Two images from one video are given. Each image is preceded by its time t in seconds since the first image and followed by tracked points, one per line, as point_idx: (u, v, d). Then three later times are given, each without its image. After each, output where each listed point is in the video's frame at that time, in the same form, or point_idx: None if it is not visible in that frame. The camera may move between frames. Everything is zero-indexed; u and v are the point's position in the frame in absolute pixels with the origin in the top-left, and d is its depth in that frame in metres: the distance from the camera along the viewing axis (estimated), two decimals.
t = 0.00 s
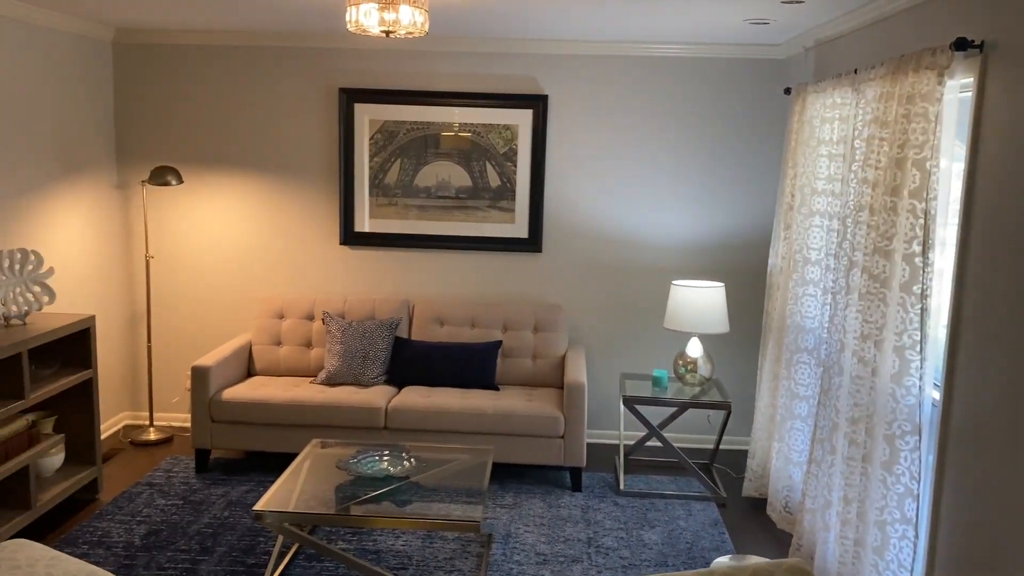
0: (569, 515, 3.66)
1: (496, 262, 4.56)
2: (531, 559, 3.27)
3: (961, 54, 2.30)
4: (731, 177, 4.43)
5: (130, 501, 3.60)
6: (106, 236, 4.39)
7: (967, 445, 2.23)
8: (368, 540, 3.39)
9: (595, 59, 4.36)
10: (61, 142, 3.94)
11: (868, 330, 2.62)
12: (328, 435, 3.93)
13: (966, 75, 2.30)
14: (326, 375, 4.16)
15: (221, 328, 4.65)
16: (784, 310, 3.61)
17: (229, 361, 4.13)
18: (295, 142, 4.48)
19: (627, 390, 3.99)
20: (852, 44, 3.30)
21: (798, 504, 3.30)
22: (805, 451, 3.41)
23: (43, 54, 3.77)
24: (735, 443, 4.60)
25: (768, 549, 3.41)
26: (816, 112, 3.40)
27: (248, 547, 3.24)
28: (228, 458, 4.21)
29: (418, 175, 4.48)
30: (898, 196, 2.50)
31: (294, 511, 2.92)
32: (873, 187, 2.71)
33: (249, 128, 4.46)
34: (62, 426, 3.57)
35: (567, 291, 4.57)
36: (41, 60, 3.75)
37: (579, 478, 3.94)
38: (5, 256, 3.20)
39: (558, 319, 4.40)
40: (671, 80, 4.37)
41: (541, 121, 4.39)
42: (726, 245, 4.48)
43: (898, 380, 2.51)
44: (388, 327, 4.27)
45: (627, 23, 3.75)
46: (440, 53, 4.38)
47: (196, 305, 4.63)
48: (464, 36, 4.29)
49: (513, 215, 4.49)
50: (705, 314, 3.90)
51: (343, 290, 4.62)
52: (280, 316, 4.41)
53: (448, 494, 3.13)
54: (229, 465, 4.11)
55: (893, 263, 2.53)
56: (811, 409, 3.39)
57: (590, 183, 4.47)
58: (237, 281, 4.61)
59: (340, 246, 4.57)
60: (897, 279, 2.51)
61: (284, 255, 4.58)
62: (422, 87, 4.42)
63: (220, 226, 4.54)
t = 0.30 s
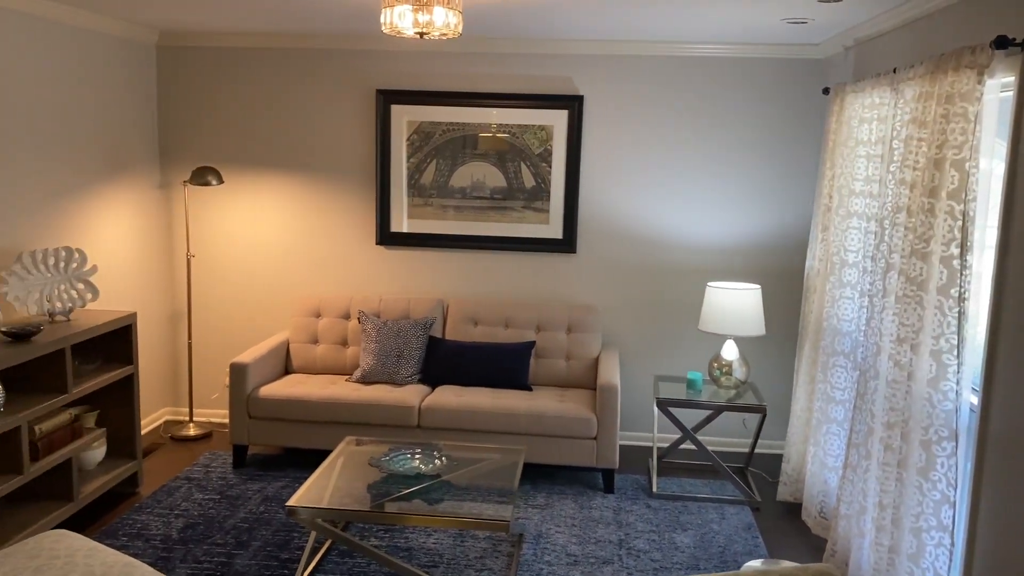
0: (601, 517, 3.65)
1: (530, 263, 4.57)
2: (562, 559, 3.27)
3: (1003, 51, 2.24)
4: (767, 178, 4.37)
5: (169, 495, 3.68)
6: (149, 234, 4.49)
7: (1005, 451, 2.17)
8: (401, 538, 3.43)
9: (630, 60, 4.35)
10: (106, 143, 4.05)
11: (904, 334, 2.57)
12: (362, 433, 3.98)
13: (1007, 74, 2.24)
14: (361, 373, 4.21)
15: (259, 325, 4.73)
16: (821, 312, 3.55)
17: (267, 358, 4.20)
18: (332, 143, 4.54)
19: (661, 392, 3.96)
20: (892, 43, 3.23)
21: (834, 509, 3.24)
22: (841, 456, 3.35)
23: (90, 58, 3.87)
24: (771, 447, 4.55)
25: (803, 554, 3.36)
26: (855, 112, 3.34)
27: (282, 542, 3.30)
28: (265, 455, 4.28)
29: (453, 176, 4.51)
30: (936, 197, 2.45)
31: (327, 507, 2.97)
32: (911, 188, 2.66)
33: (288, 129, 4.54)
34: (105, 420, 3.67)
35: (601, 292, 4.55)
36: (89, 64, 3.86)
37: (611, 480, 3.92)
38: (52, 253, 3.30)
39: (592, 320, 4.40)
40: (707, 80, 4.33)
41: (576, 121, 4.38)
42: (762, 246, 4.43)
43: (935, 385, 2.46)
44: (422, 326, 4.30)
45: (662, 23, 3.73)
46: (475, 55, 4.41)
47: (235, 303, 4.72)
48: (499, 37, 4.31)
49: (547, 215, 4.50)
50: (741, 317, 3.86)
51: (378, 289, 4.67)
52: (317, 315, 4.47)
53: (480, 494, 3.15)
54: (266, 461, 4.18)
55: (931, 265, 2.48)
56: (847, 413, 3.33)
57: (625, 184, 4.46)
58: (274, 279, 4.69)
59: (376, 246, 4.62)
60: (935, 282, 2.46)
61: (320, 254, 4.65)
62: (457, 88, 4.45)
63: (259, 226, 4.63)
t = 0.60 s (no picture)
0: (634, 518, 3.63)
1: (564, 263, 4.57)
2: (594, 560, 3.26)
3: None
4: (807, 178, 4.31)
5: (207, 489, 3.76)
6: (190, 232, 4.59)
7: None
8: (433, 535, 3.45)
9: (666, 60, 4.32)
10: (149, 144, 4.14)
11: (943, 337, 2.51)
12: (395, 430, 4.01)
13: None
14: (395, 371, 4.25)
15: (296, 323, 4.81)
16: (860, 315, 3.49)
17: (305, 355, 4.27)
18: (369, 143, 4.59)
19: (695, 394, 3.93)
20: (935, 40, 3.16)
21: (871, 514, 3.18)
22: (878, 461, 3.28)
23: (134, 61, 3.97)
24: (809, 451, 4.47)
25: (840, 560, 3.30)
26: (895, 111, 3.27)
27: (316, 537, 3.35)
28: (302, 451, 4.35)
29: (488, 176, 4.53)
30: (977, 198, 2.39)
31: (360, 503, 3.00)
32: (952, 188, 2.59)
33: (326, 130, 4.60)
34: (146, 415, 3.77)
35: (635, 292, 4.53)
36: (133, 67, 3.96)
37: (645, 482, 3.90)
38: (95, 251, 3.39)
39: (626, 320, 4.38)
40: (745, 79, 4.28)
41: (613, 121, 4.37)
42: (801, 248, 4.36)
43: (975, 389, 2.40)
44: (457, 326, 4.33)
45: (699, 21, 3.69)
46: (511, 55, 4.42)
47: (273, 301, 4.80)
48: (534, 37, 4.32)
49: (582, 215, 4.49)
50: (777, 319, 3.80)
51: (413, 288, 4.71)
52: (353, 313, 4.53)
53: (511, 493, 3.15)
54: (302, 457, 4.25)
55: (971, 267, 2.42)
56: (885, 418, 3.27)
57: (660, 184, 4.43)
58: (312, 278, 4.75)
59: (412, 245, 4.66)
60: (975, 284, 2.40)
61: (356, 253, 4.70)
62: (493, 88, 4.46)
63: (297, 225, 4.70)
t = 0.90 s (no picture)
0: (666, 520, 3.61)
1: (599, 263, 4.56)
2: (625, 561, 3.24)
3: None
4: (847, 179, 4.23)
5: (245, 484, 3.84)
6: (231, 231, 4.69)
7: None
8: (465, 533, 3.47)
9: (702, 59, 4.29)
10: (191, 145, 4.24)
11: (983, 341, 2.45)
12: (429, 428, 4.04)
13: None
14: (430, 370, 4.28)
15: (333, 321, 4.87)
16: (899, 317, 3.42)
17: (341, 353, 4.33)
18: (405, 144, 4.64)
19: (731, 396, 3.88)
20: (978, 37, 3.09)
21: (909, 520, 3.11)
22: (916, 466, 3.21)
23: (177, 64, 4.07)
24: (847, 456, 4.39)
25: (877, 567, 3.23)
26: (936, 109, 3.21)
27: (349, 533, 3.39)
28: (337, 448, 4.41)
29: (523, 176, 4.54)
30: (1019, 198, 2.33)
31: (392, 499, 3.03)
32: (994, 189, 2.53)
33: (363, 130, 4.66)
34: (186, 410, 3.85)
35: (670, 293, 4.50)
36: (176, 70, 4.06)
37: (678, 484, 3.87)
38: (137, 249, 3.48)
39: (661, 321, 4.35)
40: (783, 79, 4.23)
41: (649, 121, 4.35)
42: (840, 249, 4.29)
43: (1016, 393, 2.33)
44: (491, 325, 4.35)
45: (735, 20, 3.66)
46: (546, 55, 4.43)
47: (311, 300, 4.87)
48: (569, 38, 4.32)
49: (617, 215, 4.48)
50: (815, 321, 3.75)
51: (448, 288, 4.74)
52: (388, 312, 4.57)
53: (543, 492, 3.15)
54: (337, 454, 4.31)
55: (1013, 269, 2.36)
56: (924, 423, 3.20)
57: (695, 185, 4.39)
58: (348, 277, 4.81)
59: (447, 245, 4.69)
60: (1016, 286, 2.34)
61: (394, 252, 4.75)
62: (528, 89, 4.48)
63: (334, 225, 4.76)
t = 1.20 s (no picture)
0: (698, 523, 3.58)
1: (633, 263, 4.54)
2: (656, 563, 3.22)
3: None
4: (887, 179, 4.16)
5: (280, 479, 3.90)
6: (269, 231, 4.77)
7: None
8: (496, 532, 3.48)
9: (739, 59, 4.24)
10: (231, 146, 4.33)
11: None
12: (461, 427, 4.07)
13: None
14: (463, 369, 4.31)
15: (368, 319, 4.93)
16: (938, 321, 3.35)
17: (376, 351, 4.38)
18: (440, 144, 4.67)
19: (765, 399, 3.83)
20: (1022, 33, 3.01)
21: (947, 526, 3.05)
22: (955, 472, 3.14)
23: (218, 67, 4.16)
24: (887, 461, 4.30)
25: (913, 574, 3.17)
26: (977, 109, 3.13)
27: (381, 529, 3.43)
28: (371, 445, 4.46)
29: (558, 176, 4.54)
30: None
31: (423, 496, 3.06)
32: None
33: (398, 131, 4.71)
34: (223, 405, 3.94)
35: (705, 294, 4.46)
36: (217, 73, 4.15)
37: (711, 486, 3.84)
38: (177, 247, 3.56)
39: (695, 322, 4.32)
40: (822, 78, 4.16)
41: (685, 121, 4.32)
42: (880, 251, 4.21)
43: None
44: (524, 325, 4.36)
45: (771, 20, 3.62)
46: (580, 55, 4.43)
47: (347, 298, 4.94)
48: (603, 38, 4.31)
49: (651, 216, 4.45)
50: (852, 324, 3.68)
51: (482, 287, 4.76)
52: (423, 311, 4.61)
53: (573, 492, 3.15)
54: (371, 451, 4.35)
55: None
56: (963, 429, 3.13)
57: (731, 185, 4.35)
58: (383, 276, 4.86)
59: (481, 245, 4.71)
60: None
61: (428, 252, 4.79)
62: (563, 89, 4.48)
63: (370, 224, 4.82)
